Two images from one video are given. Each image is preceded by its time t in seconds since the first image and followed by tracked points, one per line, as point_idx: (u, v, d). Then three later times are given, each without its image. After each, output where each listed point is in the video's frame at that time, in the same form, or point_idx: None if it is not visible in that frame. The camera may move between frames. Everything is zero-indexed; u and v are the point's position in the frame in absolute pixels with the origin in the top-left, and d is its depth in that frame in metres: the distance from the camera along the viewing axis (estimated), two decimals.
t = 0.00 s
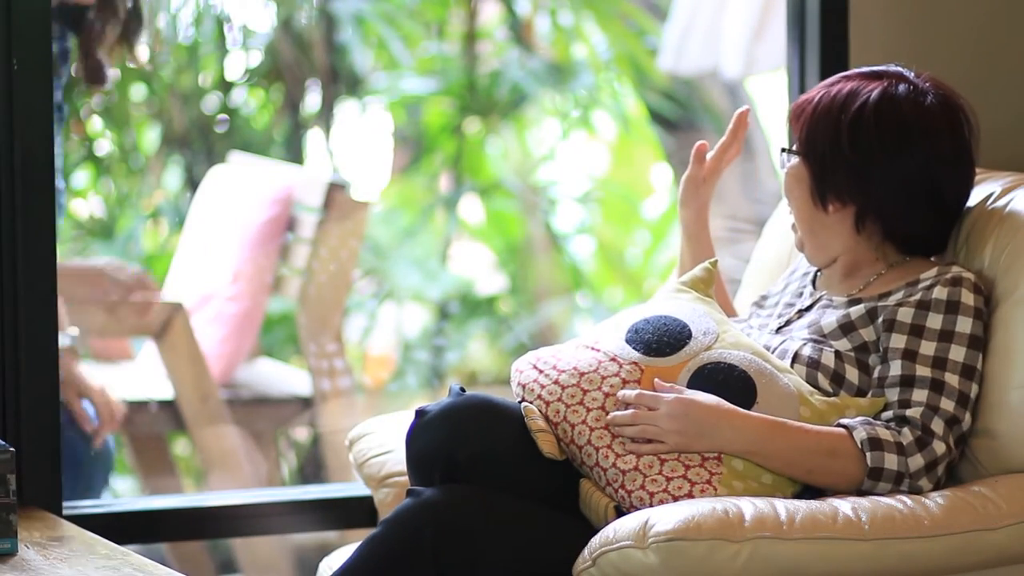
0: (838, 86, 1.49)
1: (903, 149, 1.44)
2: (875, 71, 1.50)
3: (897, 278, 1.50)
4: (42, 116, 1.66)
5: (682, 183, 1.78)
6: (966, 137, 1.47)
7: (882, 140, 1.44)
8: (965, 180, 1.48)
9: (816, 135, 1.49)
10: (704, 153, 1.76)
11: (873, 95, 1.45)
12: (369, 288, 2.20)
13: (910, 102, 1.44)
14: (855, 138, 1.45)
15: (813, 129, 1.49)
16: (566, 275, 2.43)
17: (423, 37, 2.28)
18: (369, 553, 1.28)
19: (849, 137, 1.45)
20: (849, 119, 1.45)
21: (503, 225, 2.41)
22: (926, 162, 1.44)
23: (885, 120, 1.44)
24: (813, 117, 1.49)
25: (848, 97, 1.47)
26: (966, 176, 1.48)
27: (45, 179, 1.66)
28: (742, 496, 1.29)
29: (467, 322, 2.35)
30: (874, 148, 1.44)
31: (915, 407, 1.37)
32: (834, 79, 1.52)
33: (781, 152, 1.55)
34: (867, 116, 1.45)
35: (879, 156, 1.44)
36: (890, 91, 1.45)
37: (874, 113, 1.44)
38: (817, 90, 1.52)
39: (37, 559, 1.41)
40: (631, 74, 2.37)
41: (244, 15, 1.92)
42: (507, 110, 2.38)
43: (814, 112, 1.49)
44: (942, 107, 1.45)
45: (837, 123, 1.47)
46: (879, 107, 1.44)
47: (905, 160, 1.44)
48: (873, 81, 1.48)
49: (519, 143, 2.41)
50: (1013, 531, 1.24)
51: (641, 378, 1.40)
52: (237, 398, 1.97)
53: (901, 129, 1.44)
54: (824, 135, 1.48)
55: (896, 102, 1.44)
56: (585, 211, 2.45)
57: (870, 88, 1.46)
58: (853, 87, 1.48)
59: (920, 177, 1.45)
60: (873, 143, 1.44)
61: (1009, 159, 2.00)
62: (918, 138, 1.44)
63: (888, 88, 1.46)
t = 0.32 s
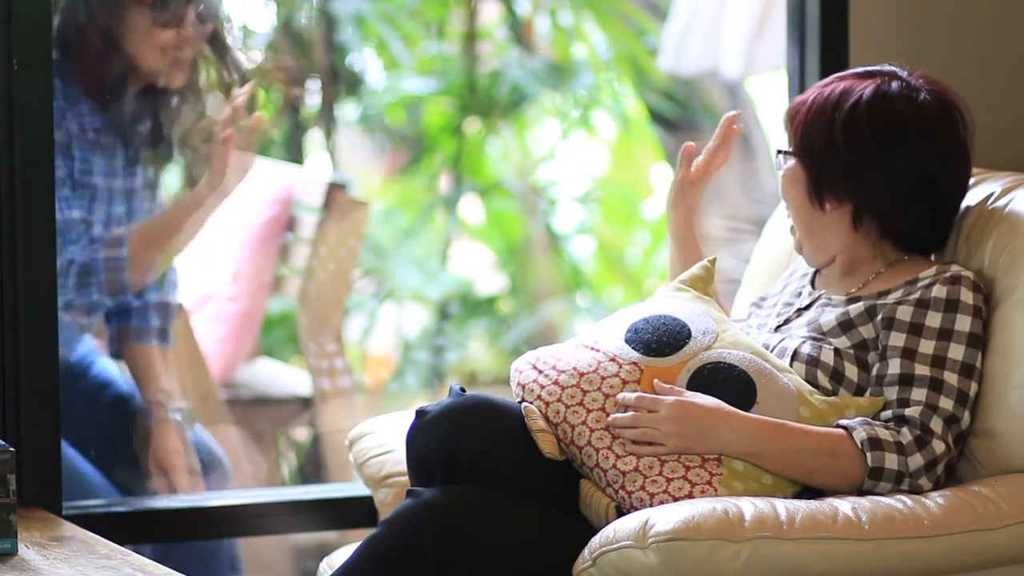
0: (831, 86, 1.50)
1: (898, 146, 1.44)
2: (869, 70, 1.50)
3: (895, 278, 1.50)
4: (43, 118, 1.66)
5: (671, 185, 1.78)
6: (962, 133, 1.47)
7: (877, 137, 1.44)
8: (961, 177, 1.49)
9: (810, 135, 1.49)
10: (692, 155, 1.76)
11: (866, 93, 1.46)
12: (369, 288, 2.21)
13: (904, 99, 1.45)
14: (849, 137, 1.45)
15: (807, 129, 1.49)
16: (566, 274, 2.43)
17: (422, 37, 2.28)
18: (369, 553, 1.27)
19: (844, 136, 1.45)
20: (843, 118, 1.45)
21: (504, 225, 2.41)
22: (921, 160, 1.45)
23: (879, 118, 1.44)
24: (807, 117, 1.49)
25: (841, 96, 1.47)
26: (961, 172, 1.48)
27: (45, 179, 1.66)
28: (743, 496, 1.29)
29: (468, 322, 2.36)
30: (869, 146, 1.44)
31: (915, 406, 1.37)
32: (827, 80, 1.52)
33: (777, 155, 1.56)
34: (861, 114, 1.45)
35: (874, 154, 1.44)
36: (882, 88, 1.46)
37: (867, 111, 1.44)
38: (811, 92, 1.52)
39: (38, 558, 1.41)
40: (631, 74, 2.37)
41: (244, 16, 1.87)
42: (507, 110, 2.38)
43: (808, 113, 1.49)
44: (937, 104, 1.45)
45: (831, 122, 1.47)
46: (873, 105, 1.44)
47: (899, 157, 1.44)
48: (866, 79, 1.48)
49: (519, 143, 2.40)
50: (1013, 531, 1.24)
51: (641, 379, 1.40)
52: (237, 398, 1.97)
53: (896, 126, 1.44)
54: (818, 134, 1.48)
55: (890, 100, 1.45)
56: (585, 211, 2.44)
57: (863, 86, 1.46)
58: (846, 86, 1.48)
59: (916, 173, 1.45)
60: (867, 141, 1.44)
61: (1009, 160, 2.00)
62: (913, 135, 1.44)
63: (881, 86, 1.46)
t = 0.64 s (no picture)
0: (817, 87, 1.51)
1: (887, 143, 1.45)
2: (854, 69, 1.51)
3: (894, 277, 1.50)
4: (42, 119, 1.67)
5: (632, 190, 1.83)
6: (950, 128, 1.48)
7: (865, 136, 1.45)
8: (953, 172, 1.49)
9: (799, 137, 1.50)
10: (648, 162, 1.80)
11: (852, 92, 1.47)
12: (369, 288, 2.16)
13: (892, 96, 1.46)
14: (838, 136, 1.46)
15: (796, 132, 1.50)
16: (565, 273, 2.32)
17: (423, 36, 2.20)
18: (368, 553, 1.27)
19: (833, 136, 1.47)
20: (832, 118, 1.47)
21: (504, 225, 2.30)
22: (911, 155, 1.46)
23: (867, 116, 1.45)
24: (796, 119, 1.51)
25: (828, 95, 1.49)
26: (953, 167, 1.49)
27: (45, 178, 1.66)
28: (745, 496, 1.29)
29: (467, 324, 2.27)
30: (858, 144, 1.45)
31: (915, 406, 1.37)
32: (813, 83, 1.53)
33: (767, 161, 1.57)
34: (848, 113, 1.46)
35: (864, 152, 1.46)
36: (868, 86, 1.47)
37: (855, 110, 1.46)
38: (798, 96, 1.53)
39: (38, 558, 1.41)
40: (631, 74, 2.28)
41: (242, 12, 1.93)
42: (507, 110, 2.27)
43: (797, 114, 1.51)
44: (925, 99, 1.47)
45: (820, 122, 1.48)
46: (860, 103, 1.46)
47: (889, 155, 1.45)
48: (851, 78, 1.49)
49: (519, 144, 2.30)
50: (1013, 531, 1.24)
51: (641, 379, 1.40)
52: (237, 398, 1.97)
53: (884, 124, 1.45)
54: (807, 135, 1.49)
55: (876, 97, 1.46)
56: (585, 212, 2.33)
57: (850, 85, 1.48)
58: (832, 86, 1.49)
59: (907, 170, 1.46)
60: (856, 139, 1.45)
61: (1006, 161, 2.00)
62: (901, 132, 1.45)
63: (867, 83, 1.47)
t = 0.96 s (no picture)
0: (797, 91, 1.54)
1: (872, 140, 1.48)
2: (833, 71, 1.55)
3: (887, 271, 1.51)
4: (42, 119, 1.67)
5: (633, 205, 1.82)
6: (932, 121, 1.51)
7: (851, 134, 1.48)
8: (940, 166, 1.52)
9: (785, 139, 1.52)
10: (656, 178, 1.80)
11: (832, 90, 1.50)
12: (369, 288, 2.16)
13: (875, 93, 1.49)
14: (823, 136, 1.49)
15: (781, 135, 1.53)
16: (565, 273, 2.32)
17: (423, 36, 2.22)
18: (367, 553, 1.27)
19: (818, 137, 1.49)
20: (816, 118, 1.50)
21: (504, 225, 2.32)
22: (898, 151, 1.48)
23: (850, 114, 1.48)
24: (780, 122, 1.53)
25: (809, 97, 1.52)
26: (940, 159, 1.51)
27: (45, 179, 1.66)
28: (746, 495, 1.30)
29: (466, 325, 2.27)
30: (844, 142, 1.48)
31: (916, 397, 1.38)
32: (794, 88, 1.56)
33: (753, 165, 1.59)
34: (831, 112, 1.49)
35: (851, 150, 1.48)
36: (848, 84, 1.50)
37: (837, 109, 1.49)
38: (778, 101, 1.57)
39: (38, 558, 1.41)
40: (631, 74, 2.29)
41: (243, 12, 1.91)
42: (507, 110, 2.30)
43: (779, 117, 1.54)
44: (906, 95, 1.50)
45: (804, 122, 1.51)
46: (841, 102, 1.49)
47: (875, 151, 1.48)
48: (829, 79, 1.53)
49: (519, 143, 2.32)
50: (1013, 531, 1.24)
51: (642, 379, 1.40)
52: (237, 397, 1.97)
53: (868, 121, 1.48)
54: (792, 138, 1.52)
55: (857, 96, 1.49)
56: (585, 212, 2.33)
57: (831, 85, 1.51)
58: (813, 88, 1.52)
59: (895, 166, 1.49)
60: (842, 137, 1.48)
61: (1004, 161, 2.00)
62: (886, 130, 1.48)
63: (847, 82, 1.50)
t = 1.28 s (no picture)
0: (783, 94, 1.54)
1: (861, 138, 1.48)
2: (819, 74, 1.55)
3: (881, 269, 1.52)
4: (43, 119, 1.67)
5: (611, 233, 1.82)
6: (919, 118, 1.51)
7: (840, 133, 1.48)
8: (931, 159, 1.52)
9: (773, 142, 1.53)
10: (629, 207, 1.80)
11: (818, 92, 1.51)
12: (369, 288, 2.15)
13: (862, 93, 1.49)
14: (812, 137, 1.49)
15: (770, 138, 1.53)
16: (566, 275, 2.29)
17: (422, 36, 2.18)
18: (366, 553, 1.26)
19: (808, 137, 1.49)
20: (804, 119, 1.50)
21: (505, 226, 2.27)
22: (888, 147, 1.49)
23: (840, 114, 1.48)
24: (767, 126, 1.53)
25: (796, 99, 1.52)
26: (929, 156, 1.52)
27: (45, 179, 1.67)
28: (747, 495, 1.29)
29: (466, 326, 2.23)
30: (834, 142, 1.48)
31: (915, 390, 1.38)
32: (779, 93, 1.56)
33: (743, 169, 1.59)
34: (819, 113, 1.49)
35: (841, 149, 1.48)
36: (835, 85, 1.51)
37: (825, 109, 1.49)
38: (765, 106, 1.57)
39: (39, 558, 1.41)
40: (631, 73, 2.27)
41: (243, 11, 1.93)
42: (507, 110, 2.26)
43: (766, 122, 1.54)
44: (893, 94, 1.50)
45: (792, 124, 1.51)
46: (828, 102, 1.49)
47: (867, 151, 1.48)
48: (813, 82, 1.54)
49: (519, 144, 2.27)
50: (1013, 531, 1.24)
51: (641, 380, 1.40)
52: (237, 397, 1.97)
53: (857, 121, 1.48)
54: (781, 140, 1.52)
55: (845, 96, 1.49)
56: (585, 212, 2.30)
57: (817, 86, 1.52)
58: (798, 91, 1.53)
59: (887, 163, 1.49)
60: (832, 137, 1.48)
61: (1004, 162, 2.00)
62: (877, 129, 1.48)
63: (833, 83, 1.51)
